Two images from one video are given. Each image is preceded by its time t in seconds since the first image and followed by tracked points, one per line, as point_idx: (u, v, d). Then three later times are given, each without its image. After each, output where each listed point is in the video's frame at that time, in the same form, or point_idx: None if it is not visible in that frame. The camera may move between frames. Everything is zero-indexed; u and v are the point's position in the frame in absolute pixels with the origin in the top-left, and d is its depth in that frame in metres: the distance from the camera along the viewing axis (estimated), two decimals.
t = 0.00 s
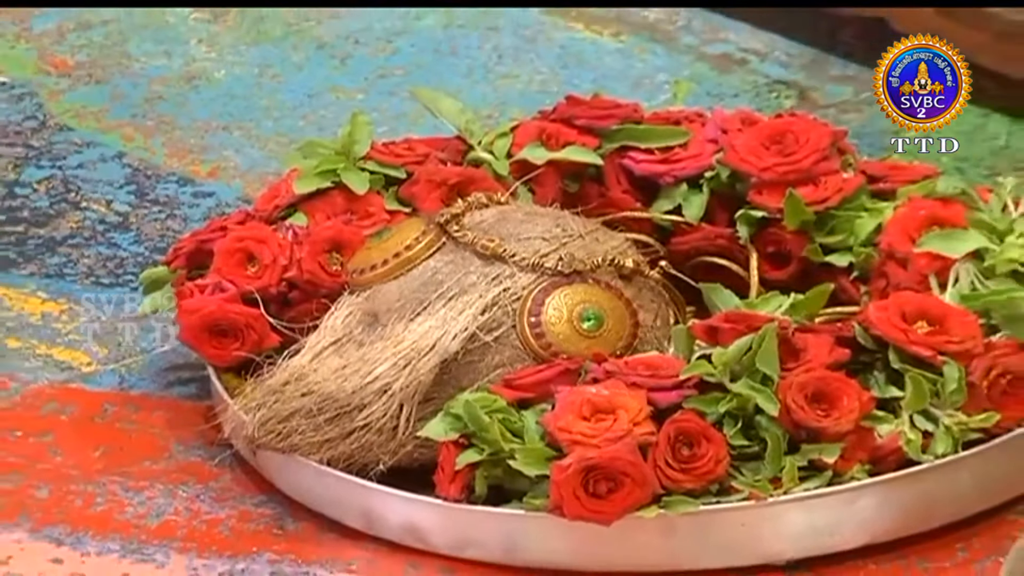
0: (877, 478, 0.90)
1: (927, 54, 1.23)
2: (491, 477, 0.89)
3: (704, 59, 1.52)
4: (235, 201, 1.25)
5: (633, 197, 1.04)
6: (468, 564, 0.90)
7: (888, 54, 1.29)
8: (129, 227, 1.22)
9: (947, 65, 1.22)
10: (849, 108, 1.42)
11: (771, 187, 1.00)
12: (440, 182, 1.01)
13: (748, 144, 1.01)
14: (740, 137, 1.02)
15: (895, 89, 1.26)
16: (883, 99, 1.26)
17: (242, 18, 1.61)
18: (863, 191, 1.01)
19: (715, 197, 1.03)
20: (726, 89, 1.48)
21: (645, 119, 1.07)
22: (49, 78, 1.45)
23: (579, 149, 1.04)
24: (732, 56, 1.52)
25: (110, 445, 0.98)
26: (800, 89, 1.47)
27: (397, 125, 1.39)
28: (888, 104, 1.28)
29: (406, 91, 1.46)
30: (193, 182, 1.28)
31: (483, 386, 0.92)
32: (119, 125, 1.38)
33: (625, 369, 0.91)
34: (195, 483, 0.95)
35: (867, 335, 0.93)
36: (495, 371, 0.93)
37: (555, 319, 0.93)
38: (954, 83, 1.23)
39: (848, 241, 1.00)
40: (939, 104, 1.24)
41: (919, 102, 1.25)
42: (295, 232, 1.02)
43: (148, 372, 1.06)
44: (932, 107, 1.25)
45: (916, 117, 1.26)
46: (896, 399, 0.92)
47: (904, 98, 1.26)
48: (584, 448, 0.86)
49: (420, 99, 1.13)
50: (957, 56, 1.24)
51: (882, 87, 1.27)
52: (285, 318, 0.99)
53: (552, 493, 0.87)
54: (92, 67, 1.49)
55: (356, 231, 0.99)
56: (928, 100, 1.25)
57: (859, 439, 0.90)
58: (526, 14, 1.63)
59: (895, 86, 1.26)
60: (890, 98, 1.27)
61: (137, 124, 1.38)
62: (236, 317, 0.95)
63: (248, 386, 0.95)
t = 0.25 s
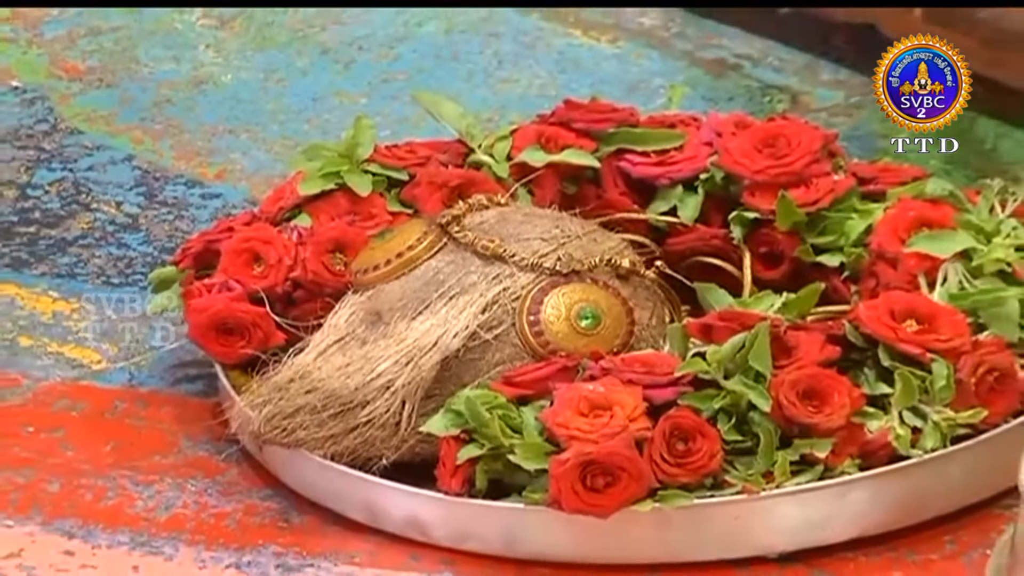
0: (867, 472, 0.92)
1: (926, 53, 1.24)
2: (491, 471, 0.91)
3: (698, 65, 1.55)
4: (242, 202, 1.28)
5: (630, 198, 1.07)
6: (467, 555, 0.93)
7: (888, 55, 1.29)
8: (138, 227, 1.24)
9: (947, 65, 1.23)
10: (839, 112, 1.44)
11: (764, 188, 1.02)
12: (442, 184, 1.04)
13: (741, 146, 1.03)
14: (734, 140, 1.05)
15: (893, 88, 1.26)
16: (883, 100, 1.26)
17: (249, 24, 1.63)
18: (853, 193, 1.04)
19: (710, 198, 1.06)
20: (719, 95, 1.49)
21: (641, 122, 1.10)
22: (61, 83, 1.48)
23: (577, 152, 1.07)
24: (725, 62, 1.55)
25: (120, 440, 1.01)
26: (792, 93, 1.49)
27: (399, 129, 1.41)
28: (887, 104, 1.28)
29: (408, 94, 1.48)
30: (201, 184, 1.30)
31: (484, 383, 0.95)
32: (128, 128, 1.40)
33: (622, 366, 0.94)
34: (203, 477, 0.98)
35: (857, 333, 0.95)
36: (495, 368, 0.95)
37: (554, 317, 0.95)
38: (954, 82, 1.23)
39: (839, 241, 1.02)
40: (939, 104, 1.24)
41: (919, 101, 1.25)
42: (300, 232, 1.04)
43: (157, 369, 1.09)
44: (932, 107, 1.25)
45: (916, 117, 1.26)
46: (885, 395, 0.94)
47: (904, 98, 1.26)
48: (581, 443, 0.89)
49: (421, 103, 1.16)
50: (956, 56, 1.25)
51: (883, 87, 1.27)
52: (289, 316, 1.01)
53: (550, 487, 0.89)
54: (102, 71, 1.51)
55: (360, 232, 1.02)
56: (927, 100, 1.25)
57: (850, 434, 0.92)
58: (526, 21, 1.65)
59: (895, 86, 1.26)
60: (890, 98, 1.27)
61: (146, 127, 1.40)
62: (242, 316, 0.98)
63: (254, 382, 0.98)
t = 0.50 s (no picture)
0: (856, 467, 0.95)
1: (927, 54, 1.28)
2: (490, 465, 0.94)
3: (693, 69, 1.58)
4: (247, 203, 1.30)
5: (625, 200, 1.09)
6: (465, 546, 0.96)
7: (888, 55, 1.33)
8: (146, 227, 1.27)
9: (947, 65, 1.28)
10: (831, 115, 1.46)
11: (755, 190, 1.05)
12: (442, 186, 1.06)
13: (733, 149, 1.06)
14: (726, 142, 1.07)
15: (894, 89, 1.31)
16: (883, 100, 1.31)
17: (253, 29, 1.66)
18: (842, 194, 1.06)
19: (703, 199, 1.08)
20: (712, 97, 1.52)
21: (636, 125, 1.12)
22: (71, 88, 1.51)
23: (573, 155, 1.09)
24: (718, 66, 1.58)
25: (128, 435, 1.04)
26: (784, 97, 1.52)
27: (400, 132, 1.43)
28: (887, 104, 1.33)
29: (408, 99, 1.51)
30: (207, 186, 1.33)
31: (483, 379, 0.97)
32: (136, 132, 1.43)
33: (617, 363, 0.96)
34: (209, 471, 1.01)
35: (846, 331, 0.98)
36: (494, 365, 0.98)
37: (551, 315, 0.98)
38: (954, 83, 1.28)
39: (829, 241, 1.04)
40: (939, 104, 1.29)
41: (919, 102, 1.30)
42: (304, 233, 1.07)
43: (164, 365, 1.11)
44: (932, 107, 1.30)
45: (916, 117, 1.31)
46: (873, 391, 0.97)
47: (905, 98, 1.31)
48: (578, 439, 0.91)
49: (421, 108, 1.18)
50: (956, 55, 1.29)
51: (882, 87, 1.32)
52: (293, 314, 1.04)
53: (547, 481, 0.92)
54: (111, 76, 1.54)
55: (362, 232, 1.04)
56: (928, 100, 1.29)
57: (839, 429, 0.95)
58: (523, 26, 1.67)
59: (895, 86, 1.31)
60: (890, 98, 1.32)
61: (153, 130, 1.43)
62: (247, 314, 1.00)
63: (259, 379, 1.00)
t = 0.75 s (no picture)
0: (844, 459, 0.97)
1: (926, 52, 1.20)
2: (486, 457, 0.97)
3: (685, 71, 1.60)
4: (250, 202, 1.33)
5: (618, 199, 1.12)
6: (461, 536, 0.99)
7: (886, 52, 1.25)
8: (152, 226, 1.30)
9: (947, 64, 1.19)
10: (819, 116, 1.48)
11: (745, 189, 1.08)
12: (440, 185, 1.09)
13: (723, 149, 1.09)
14: (717, 143, 1.10)
15: (893, 89, 1.23)
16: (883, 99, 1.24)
17: (257, 33, 1.68)
18: (830, 193, 1.09)
19: (695, 198, 1.11)
20: (704, 99, 1.55)
21: (629, 126, 1.14)
22: (79, 90, 1.54)
23: (567, 155, 1.12)
24: (710, 68, 1.60)
25: (134, 428, 1.07)
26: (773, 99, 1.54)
27: (400, 132, 1.46)
28: (888, 104, 1.25)
29: (407, 100, 1.53)
30: (212, 185, 1.36)
31: (480, 373, 1.00)
32: (142, 133, 1.46)
33: (610, 358, 0.99)
34: (213, 463, 1.04)
35: (833, 326, 1.01)
36: (491, 360, 1.00)
37: (545, 311, 1.00)
38: (954, 82, 1.20)
39: (816, 239, 1.07)
40: (939, 105, 1.21)
41: (919, 102, 1.23)
42: (305, 232, 1.10)
43: (169, 360, 1.14)
44: (932, 107, 1.22)
45: (917, 118, 1.23)
46: (861, 385, 1.00)
47: (904, 98, 1.23)
48: (572, 431, 0.94)
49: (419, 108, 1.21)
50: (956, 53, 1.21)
51: (882, 86, 1.24)
52: (295, 310, 1.06)
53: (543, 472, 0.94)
54: (118, 79, 1.57)
55: (362, 230, 1.06)
56: (928, 100, 1.22)
57: (828, 423, 0.97)
58: (519, 30, 1.69)
59: (895, 86, 1.23)
60: (890, 98, 1.24)
61: (159, 132, 1.45)
62: (250, 310, 1.03)
63: (261, 373, 1.03)
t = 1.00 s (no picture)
0: (827, 447, 1.00)
1: (927, 53, 1.24)
2: (480, 446, 1.00)
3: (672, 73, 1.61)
4: (251, 197, 1.36)
5: (608, 195, 1.15)
6: (456, 522, 1.02)
7: (886, 53, 1.29)
8: (155, 221, 1.33)
9: (946, 64, 1.23)
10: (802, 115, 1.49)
11: (733, 184, 1.10)
12: (435, 181, 1.12)
13: (710, 147, 1.12)
14: (703, 140, 1.13)
15: (894, 89, 1.27)
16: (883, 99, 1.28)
17: (257, 34, 1.71)
18: (812, 189, 1.12)
19: (682, 194, 1.14)
20: (691, 100, 1.56)
21: (618, 124, 1.18)
22: (84, 90, 1.57)
23: (559, 153, 1.15)
24: (697, 68, 1.61)
25: (138, 417, 1.10)
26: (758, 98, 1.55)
27: (396, 131, 1.49)
28: (887, 105, 1.29)
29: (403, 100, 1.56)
30: (214, 182, 1.39)
31: (473, 364, 1.03)
32: (145, 131, 1.49)
33: (600, 349, 1.02)
34: (215, 451, 1.07)
35: (816, 318, 1.04)
36: (484, 351, 1.03)
37: (537, 304, 1.04)
38: (954, 82, 1.24)
39: (800, 234, 1.10)
40: (939, 105, 1.25)
41: (919, 102, 1.26)
42: (305, 227, 1.12)
43: (172, 352, 1.17)
44: (932, 108, 1.26)
45: (918, 118, 1.27)
46: (843, 375, 1.03)
47: (905, 98, 1.27)
48: (563, 421, 0.97)
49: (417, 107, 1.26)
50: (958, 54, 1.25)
51: (882, 87, 1.28)
52: (294, 303, 1.09)
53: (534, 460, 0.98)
54: (122, 78, 1.60)
55: (360, 226, 1.10)
56: (928, 100, 1.25)
57: (810, 412, 1.00)
58: (511, 31, 1.71)
59: (894, 86, 1.27)
60: (889, 98, 1.28)
61: (162, 130, 1.49)
62: (250, 303, 1.06)
63: (262, 364, 1.06)
